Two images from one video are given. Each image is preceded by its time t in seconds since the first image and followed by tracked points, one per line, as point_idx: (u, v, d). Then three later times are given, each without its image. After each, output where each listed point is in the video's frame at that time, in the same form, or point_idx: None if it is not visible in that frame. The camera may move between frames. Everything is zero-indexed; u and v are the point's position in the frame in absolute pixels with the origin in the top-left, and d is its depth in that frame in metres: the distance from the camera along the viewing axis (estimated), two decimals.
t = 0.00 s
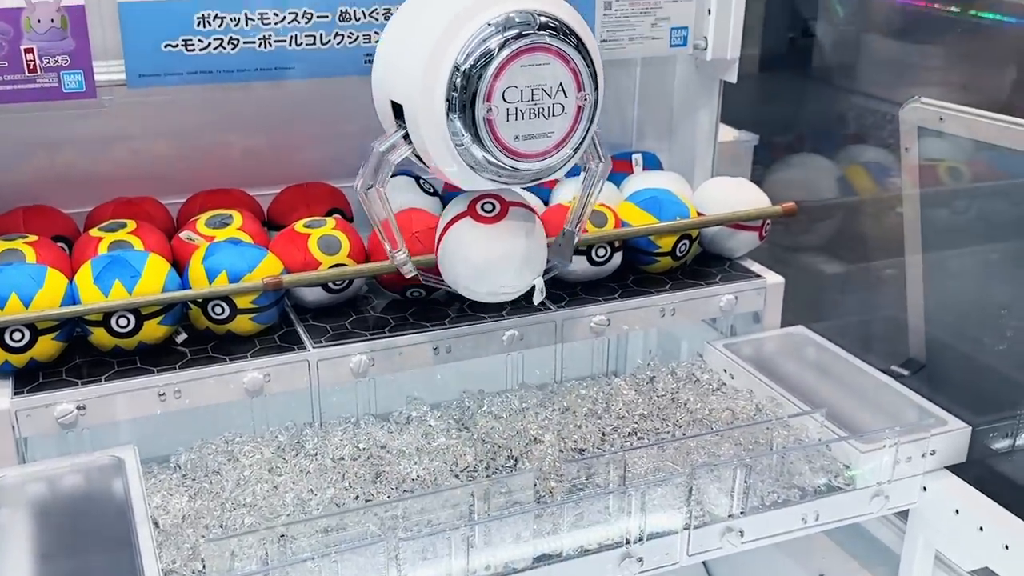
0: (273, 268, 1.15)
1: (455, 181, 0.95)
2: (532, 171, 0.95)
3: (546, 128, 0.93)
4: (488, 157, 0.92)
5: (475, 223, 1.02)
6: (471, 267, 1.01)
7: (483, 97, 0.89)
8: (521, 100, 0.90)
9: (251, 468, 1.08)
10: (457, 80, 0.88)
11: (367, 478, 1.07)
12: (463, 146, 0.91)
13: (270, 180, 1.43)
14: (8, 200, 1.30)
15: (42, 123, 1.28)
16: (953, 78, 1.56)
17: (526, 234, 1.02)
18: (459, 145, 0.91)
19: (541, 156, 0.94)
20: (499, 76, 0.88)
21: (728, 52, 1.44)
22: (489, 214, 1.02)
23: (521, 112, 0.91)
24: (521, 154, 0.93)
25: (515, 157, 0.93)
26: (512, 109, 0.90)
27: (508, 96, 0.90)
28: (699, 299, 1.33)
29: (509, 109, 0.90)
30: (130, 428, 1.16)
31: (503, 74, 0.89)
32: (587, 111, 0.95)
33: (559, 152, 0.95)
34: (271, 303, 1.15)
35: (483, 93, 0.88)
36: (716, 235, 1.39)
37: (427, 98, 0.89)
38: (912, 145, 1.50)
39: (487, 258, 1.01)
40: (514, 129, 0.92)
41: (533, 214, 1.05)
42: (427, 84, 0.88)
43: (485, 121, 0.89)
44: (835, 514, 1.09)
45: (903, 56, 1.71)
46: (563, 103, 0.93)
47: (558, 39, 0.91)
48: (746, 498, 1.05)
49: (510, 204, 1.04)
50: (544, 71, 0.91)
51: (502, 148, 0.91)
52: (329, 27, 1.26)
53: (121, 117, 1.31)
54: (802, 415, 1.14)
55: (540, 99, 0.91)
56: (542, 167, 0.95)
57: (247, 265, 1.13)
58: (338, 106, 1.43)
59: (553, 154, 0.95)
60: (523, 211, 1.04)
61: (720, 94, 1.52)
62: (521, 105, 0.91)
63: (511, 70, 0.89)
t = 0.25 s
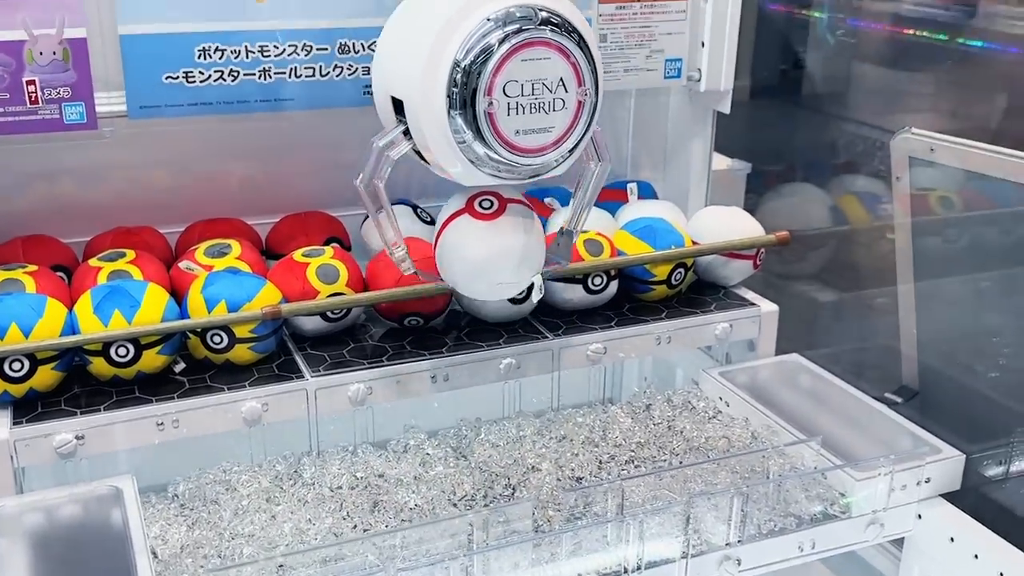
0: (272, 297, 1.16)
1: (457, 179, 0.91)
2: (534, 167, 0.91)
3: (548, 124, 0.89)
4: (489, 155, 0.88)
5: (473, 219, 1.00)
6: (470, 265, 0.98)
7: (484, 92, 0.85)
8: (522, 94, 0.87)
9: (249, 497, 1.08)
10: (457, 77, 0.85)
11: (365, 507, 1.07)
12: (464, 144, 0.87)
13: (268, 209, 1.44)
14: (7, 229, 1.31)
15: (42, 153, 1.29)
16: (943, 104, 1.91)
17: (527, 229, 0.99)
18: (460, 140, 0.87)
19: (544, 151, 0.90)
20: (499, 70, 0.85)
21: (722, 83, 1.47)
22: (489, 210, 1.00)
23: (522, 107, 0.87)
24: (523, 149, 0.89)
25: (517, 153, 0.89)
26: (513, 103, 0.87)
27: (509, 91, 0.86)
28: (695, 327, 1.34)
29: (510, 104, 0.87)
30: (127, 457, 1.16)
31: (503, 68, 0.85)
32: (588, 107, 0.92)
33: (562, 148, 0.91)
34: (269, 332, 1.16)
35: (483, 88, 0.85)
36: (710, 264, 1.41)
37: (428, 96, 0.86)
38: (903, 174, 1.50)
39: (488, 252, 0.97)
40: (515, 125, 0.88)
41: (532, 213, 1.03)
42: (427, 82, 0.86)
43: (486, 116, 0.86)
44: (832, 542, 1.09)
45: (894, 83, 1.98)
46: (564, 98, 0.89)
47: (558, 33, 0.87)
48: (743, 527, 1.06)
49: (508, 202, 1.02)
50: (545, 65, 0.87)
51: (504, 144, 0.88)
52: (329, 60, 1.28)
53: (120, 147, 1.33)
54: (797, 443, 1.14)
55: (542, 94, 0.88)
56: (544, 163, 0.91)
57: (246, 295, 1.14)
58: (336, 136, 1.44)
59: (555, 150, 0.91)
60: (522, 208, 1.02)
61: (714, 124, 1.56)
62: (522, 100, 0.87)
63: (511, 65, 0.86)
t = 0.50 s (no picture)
0: (276, 321, 1.17)
1: (461, 170, 0.92)
2: (537, 158, 0.92)
3: (551, 116, 0.90)
4: (494, 147, 0.89)
5: (474, 212, 0.98)
6: (470, 258, 0.97)
7: (487, 83, 0.86)
8: (526, 85, 0.87)
9: (253, 520, 1.09)
10: (459, 70, 0.86)
11: (367, 530, 1.08)
12: (469, 137, 0.88)
13: (271, 234, 1.46)
14: (13, 254, 1.33)
15: (48, 180, 1.31)
16: (936, 128, 2.31)
17: (529, 221, 0.98)
18: (464, 134, 0.88)
19: (547, 143, 0.91)
20: (502, 62, 0.86)
21: (719, 111, 1.50)
22: (489, 203, 0.98)
23: (525, 98, 0.88)
24: (527, 142, 0.90)
25: (519, 144, 0.89)
26: (517, 94, 0.88)
27: (512, 82, 0.87)
28: (692, 350, 1.36)
29: (514, 94, 0.88)
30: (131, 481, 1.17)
31: (507, 61, 0.86)
32: (592, 99, 0.92)
33: (565, 141, 0.92)
34: (273, 356, 1.17)
35: (486, 80, 0.86)
36: (708, 288, 1.42)
37: (432, 90, 0.87)
38: (897, 200, 1.55)
39: (488, 244, 0.96)
40: (519, 116, 0.88)
41: (535, 208, 1.01)
42: (430, 76, 0.87)
43: (490, 108, 0.87)
44: (829, 565, 1.10)
45: (886, 107, 2.41)
46: (567, 91, 0.90)
47: (561, 26, 0.88)
48: (742, 550, 1.07)
49: (509, 194, 1.00)
50: (548, 57, 0.88)
51: (507, 134, 0.88)
52: (332, 88, 1.30)
53: (126, 174, 1.34)
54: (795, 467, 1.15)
55: (545, 86, 0.89)
56: (547, 156, 0.92)
57: (250, 319, 1.15)
58: (338, 161, 1.46)
59: (559, 141, 0.91)
60: (523, 202, 1.00)
61: (711, 150, 1.58)
62: (525, 91, 0.88)
63: (514, 56, 0.87)
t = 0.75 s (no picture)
0: (277, 334, 1.20)
1: (459, 155, 1.05)
2: (530, 138, 1.04)
3: (541, 98, 1.02)
4: (487, 131, 1.01)
5: (467, 193, 1.10)
6: (465, 238, 1.10)
7: (479, 65, 0.98)
8: (517, 67, 1.00)
9: (253, 527, 1.12)
10: (453, 55, 0.98)
11: (365, 537, 1.11)
12: (465, 121, 1.00)
13: (273, 250, 1.50)
14: (21, 269, 1.36)
15: (56, 197, 1.34)
16: (933, 148, 2.43)
17: (517, 204, 1.11)
18: (460, 117, 1.00)
19: (537, 124, 1.03)
20: (493, 44, 0.98)
21: (710, 130, 1.53)
22: (481, 186, 1.11)
23: (518, 80, 1.00)
24: (520, 123, 1.02)
25: (513, 124, 1.02)
26: (510, 76, 1.00)
27: (503, 65, 0.99)
28: (683, 365, 1.39)
29: (506, 76, 1.00)
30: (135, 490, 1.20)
31: (496, 41, 0.98)
32: (582, 85, 1.05)
33: (555, 123, 1.04)
34: (274, 368, 1.20)
35: (478, 62, 0.98)
36: (698, 304, 1.46)
37: (428, 72, 0.99)
38: (884, 220, 1.65)
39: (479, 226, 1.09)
40: (510, 97, 1.01)
41: (525, 191, 1.14)
42: (426, 61, 0.99)
43: (483, 84, 0.98)
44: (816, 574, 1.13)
45: (885, 131, 2.51)
46: (557, 74, 1.02)
47: (550, 12, 1.01)
48: (730, 558, 1.10)
49: (500, 178, 1.13)
50: (538, 42, 1.01)
51: (501, 116, 1.01)
52: (333, 108, 1.34)
53: (131, 191, 1.38)
54: (782, 476, 1.17)
55: (535, 69, 1.01)
56: (538, 136, 1.04)
57: (252, 332, 1.18)
58: (338, 180, 1.49)
59: (549, 123, 1.04)
60: (515, 186, 1.13)
61: (703, 168, 1.62)
62: (517, 73, 1.00)
63: (504, 40, 0.98)
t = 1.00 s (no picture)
0: (274, 345, 1.25)
1: (449, 137, 1.17)
2: (515, 119, 1.15)
3: (525, 82, 1.14)
4: (475, 113, 1.13)
5: (455, 176, 1.21)
6: (453, 218, 1.19)
7: (466, 52, 1.10)
8: (501, 53, 1.11)
9: (250, 530, 1.17)
10: (442, 42, 1.10)
11: (357, 539, 1.16)
12: (454, 102, 1.12)
13: (271, 264, 1.55)
14: (28, 282, 1.41)
15: (63, 213, 1.40)
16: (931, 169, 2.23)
17: (500, 185, 1.21)
18: (449, 103, 1.12)
19: (521, 107, 1.15)
20: (478, 32, 1.10)
21: (694, 151, 1.58)
22: (468, 169, 1.21)
23: (502, 65, 1.12)
24: (505, 107, 1.14)
25: (498, 106, 1.13)
26: (494, 61, 1.11)
27: (488, 51, 1.11)
28: (669, 376, 1.42)
29: (491, 62, 1.11)
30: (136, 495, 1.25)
31: (480, 29, 1.10)
32: (563, 70, 1.17)
33: (538, 105, 1.16)
34: (272, 377, 1.25)
35: (465, 49, 1.10)
36: (683, 317, 1.50)
37: (419, 60, 1.11)
38: (865, 236, 1.72)
39: (464, 205, 1.19)
40: (495, 81, 1.12)
41: (509, 174, 1.24)
42: (416, 50, 1.11)
43: (469, 70, 1.10)
44: None
45: (884, 151, 2.33)
46: (539, 60, 1.14)
47: (531, 2, 1.12)
48: (707, 560, 1.15)
49: (485, 161, 1.23)
50: (521, 31, 1.12)
51: (486, 98, 1.12)
52: (330, 128, 1.40)
53: (135, 207, 1.43)
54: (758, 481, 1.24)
55: (519, 55, 1.12)
56: (522, 118, 1.16)
57: (251, 342, 1.23)
58: (335, 197, 1.55)
59: (532, 107, 1.15)
60: (499, 169, 1.23)
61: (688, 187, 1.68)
62: (501, 59, 1.12)
63: (489, 29, 1.10)
